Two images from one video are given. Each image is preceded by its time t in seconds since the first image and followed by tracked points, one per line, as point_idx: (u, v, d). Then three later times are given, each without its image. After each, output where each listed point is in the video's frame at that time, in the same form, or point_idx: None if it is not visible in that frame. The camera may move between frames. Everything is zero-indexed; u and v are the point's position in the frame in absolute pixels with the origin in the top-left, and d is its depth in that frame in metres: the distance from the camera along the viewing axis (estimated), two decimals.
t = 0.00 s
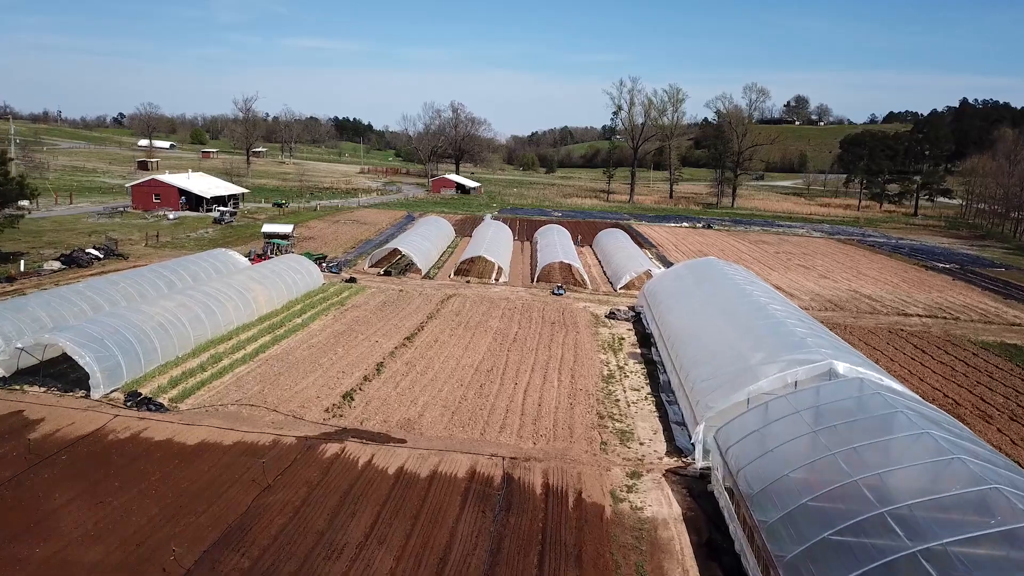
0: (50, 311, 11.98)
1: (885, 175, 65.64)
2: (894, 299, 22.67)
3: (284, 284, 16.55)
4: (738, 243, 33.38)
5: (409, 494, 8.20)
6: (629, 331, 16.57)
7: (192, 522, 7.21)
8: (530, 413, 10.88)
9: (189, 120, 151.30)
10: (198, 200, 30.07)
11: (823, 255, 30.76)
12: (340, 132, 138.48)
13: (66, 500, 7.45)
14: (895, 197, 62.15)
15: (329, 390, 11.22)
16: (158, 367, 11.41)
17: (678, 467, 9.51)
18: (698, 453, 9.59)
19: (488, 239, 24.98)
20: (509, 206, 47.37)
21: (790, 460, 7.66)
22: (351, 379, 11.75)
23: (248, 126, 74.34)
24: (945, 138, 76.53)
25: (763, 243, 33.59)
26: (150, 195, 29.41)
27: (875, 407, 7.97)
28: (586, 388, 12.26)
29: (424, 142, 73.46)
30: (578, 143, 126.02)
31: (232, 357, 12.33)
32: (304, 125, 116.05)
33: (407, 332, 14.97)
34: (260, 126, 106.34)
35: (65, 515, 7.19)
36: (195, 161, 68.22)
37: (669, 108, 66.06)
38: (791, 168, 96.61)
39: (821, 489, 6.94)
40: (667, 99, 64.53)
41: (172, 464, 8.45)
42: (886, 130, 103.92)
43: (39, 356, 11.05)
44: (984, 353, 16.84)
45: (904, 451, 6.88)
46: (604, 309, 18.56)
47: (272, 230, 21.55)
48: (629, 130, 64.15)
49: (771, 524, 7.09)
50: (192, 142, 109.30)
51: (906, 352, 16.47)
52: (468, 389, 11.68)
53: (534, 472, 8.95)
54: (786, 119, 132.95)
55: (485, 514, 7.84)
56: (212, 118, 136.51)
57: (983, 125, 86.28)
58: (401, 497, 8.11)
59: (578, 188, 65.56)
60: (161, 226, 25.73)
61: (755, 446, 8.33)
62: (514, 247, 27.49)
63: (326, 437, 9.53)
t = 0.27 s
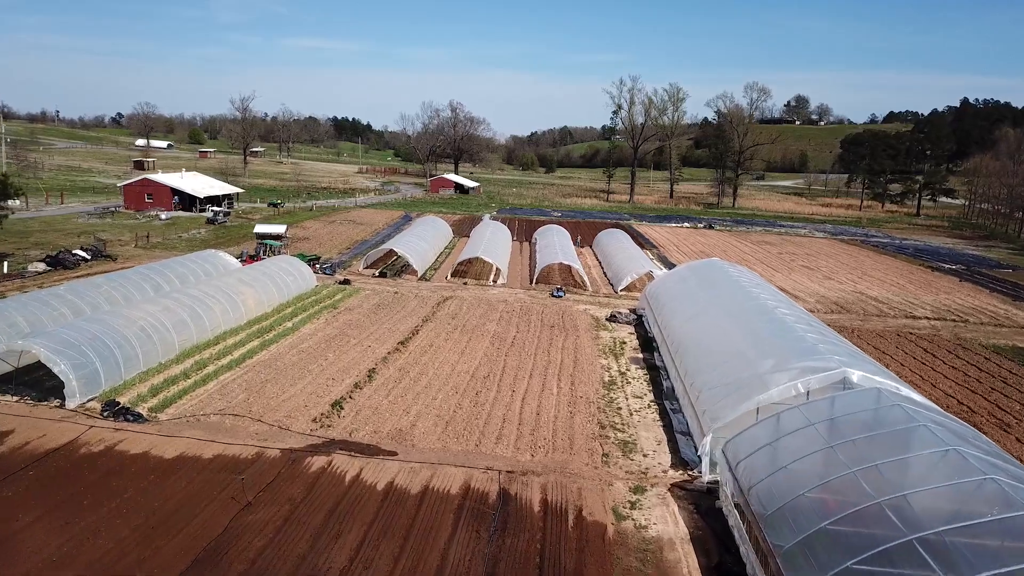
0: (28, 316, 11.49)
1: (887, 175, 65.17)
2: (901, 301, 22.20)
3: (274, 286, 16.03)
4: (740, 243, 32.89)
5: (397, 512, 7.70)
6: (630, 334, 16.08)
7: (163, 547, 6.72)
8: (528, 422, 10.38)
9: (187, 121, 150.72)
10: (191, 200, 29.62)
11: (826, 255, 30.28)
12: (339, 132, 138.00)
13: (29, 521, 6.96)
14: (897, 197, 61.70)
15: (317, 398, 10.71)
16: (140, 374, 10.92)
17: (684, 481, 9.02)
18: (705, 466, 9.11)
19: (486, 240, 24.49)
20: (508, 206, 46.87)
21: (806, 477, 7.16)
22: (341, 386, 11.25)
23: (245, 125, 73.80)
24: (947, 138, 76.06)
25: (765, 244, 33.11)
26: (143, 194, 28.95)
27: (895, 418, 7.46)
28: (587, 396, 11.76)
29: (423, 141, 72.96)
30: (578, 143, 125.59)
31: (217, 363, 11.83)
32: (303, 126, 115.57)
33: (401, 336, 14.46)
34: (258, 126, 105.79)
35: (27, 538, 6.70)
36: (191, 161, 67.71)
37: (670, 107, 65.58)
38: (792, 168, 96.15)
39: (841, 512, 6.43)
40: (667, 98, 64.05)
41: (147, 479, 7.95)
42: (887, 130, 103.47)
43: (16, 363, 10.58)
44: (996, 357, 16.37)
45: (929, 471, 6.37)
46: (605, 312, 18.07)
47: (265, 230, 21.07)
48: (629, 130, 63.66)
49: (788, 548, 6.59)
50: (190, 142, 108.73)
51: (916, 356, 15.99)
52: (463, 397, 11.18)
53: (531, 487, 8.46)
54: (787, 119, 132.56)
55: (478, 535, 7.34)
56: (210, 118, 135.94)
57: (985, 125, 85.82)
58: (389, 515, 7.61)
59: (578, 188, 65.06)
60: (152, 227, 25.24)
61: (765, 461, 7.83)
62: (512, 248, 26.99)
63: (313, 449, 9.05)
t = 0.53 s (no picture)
0: None
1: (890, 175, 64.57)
2: (910, 304, 21.58)
3: (263, 289, 15.43)
4: (743, 244, 32.30)
5: (384, 537, 7.12)
6: (632, 339, 15.49)
7: None
8: (526, 435, 9.80)
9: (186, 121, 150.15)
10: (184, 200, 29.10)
11: (832, 256, 29.70)
12: (338, 132, 137.42)
13: None
14: (900, 197, 61.13)
15: (303, 409, 10.12)
16: (116, 384, 10.33)
17: (693, 500, 8.44)
18: (716, 484, 8.52)
19: (484, 241, 23.89)
20: (507, 206, 46.30)
21: (829, 504, 6.56)
22: (328, 396, 10.66)
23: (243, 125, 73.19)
24: (950, 137, 75.48)
25: (769, 245, 32.49)
26: (134, 194, 28.40)
27: (923, 435, 6.87)
28: (588, 405, 11.17)
29: (422, 141, 72.36)
30: (578, 143, 125.02)
31: (199, 372, 11.23)
32: (301, 126, 115.01)
33: (395, 342, 13.86)
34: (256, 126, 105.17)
35: None
36: (188, 160, 67.11)
37: (671, 106, 65.00)
38: (793, 168, 95.57)
39: (871, 546, 5.85)
40: (668, 97, 63.47)
41: (115, 501, 7.37)
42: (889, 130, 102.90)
43: None
44: (1012, 363, 15.78)
45: (967, 501, 5.76)
46: (606, 315, 17.49)
47: (257, 231, 20.49)
48: (630, 129, 63.03)
49: None
50: (188, 142, 108.09)
51: (930, 362, 15.38)
52: (458, 407, 10.59)
53: (529, 508, 7.87)
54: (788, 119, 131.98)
55: (472, 564, 6.76)
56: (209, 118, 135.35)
57: (988, 124, 85.21)
58: (375, 542, 7.03)
59: (578, 188, 64.47)
60: (143, 228, 24.65)
61: (783, 483, 7.23)
62: (511, 249, 26.38)
63: (296, 466, 8.46)
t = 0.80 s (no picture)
0: None
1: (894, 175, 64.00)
2: (920, 306, 21.03)
3: (253, 292, 14.94)
4: (747, 245, 31.77)
5: (371, 562, 6.62)
6: (635, 344, 14.99)
7: None
8: (524, 448, 9.29)
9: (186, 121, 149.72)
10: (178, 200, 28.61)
11: (838, 257, 29.17)
12: (339, 132, 136.94)
13: None
14: (904, 197, 60.58)
15: (290, 420, 9.63)
16: (93, 393, 9.84)
17: (702, 518, 7.94)
18: (726, 502, 8.02)
19: (483, 242, 23.37)
20: (507, 206, 45.79)
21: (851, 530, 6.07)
22: (317, 406, 10.16)
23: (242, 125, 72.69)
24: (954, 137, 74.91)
25: (773, 246, 31.96)
26: (128, 195, 27.90)
27: (951, 452, 6.37)
28: (590, 415, 10.68)
29: (422, 141, 71.86)
30: (579, 143, 124.53)
31: (182, 380, 10.73)
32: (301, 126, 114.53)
33: (389, 347, 13.36)
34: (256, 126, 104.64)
35: None
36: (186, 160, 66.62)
37: (673, 106, 64.46)
38: (795, 168, 95.03)
39: None
40: (670, 97, 62.95)
41: (83, 523, 6.88)
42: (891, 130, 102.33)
43: None
44: None
45: (1005, 530, 5.27)
46: (608, 319, 16.99)
47: (249, 232, 20.00)
48: (631, 129, 62.50)
49: None
50: (187, 142, 107.62)
51: (943, 367, 14.85)
52: (454, 418, 10.10)
53: (527, 529, 7.37)
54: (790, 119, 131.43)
55: None
56: (209, 119, 134.88)
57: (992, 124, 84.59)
58: (361, 567, 6.54)
59: (579, 188, 63.95)
60: (135, 228, 24.15)
61: (800, 504, 6.74)
62: (511, 250, 25.87)
63: (280, 482, 7.96)
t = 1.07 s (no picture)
0: None
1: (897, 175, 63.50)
2: (929, 309, 20.50)
3: (241, 295, 14.42)
4: (750, 246, 31.25)
5: None
6: (638, 349, 14.46)
7: None
8: (521, 463, 8.78)
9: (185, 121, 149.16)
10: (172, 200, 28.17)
11: (843, 258, 28.65)
12: (338, 132, 136.43)
13: None
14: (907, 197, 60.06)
15: (274, 434, 9.10)
16: (67, 405, 9.34)
17: (711, 541, 7.43)
18: (737, 523, 7.50)
19: (481, 243, 22.85)
20: (507, 207, 45.29)
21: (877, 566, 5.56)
22: (304, 417, 9.63)
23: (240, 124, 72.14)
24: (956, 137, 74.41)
25: (777, 247, 31.44)
26: (120, 195, 27.44)
27: (984, 475, 5.82)
28: (592, 426, 10.16)
29: (421, 141, 71.33)
30: (579, 142, 124.02)
31: (162, 390, 10.22)
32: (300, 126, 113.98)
33: (382, 353, 12.83)
34: (254, 126, 104.08)
35: None
36: (184, 160, 66.07)
37: (674, 105, 63.93)
38: (796, 168, 94.53)
39: None
40: (671, 96, 62.43)
41: (43, 551, 6.36)
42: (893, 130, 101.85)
43: None
44: None
45: None
46: (610, 323, 16.47)
47: (241, 233, 19.48)
48: (632, 128, 62.00)
49: None
50: (186, 142, 107.09)
51: (957, 373, 14.33)
52: (448, 430, 9.58)
53: (523, 555, 6.86)
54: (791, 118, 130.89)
55: None
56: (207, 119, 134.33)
57: (994, 123, 84.06)
58: None
59: (579, 188, 63.44)
60: (126, 229, 23.63)
61: (819, 534, 6.23)
62: (510, 252, 25.36)
63: (259, 503, 7.44)
